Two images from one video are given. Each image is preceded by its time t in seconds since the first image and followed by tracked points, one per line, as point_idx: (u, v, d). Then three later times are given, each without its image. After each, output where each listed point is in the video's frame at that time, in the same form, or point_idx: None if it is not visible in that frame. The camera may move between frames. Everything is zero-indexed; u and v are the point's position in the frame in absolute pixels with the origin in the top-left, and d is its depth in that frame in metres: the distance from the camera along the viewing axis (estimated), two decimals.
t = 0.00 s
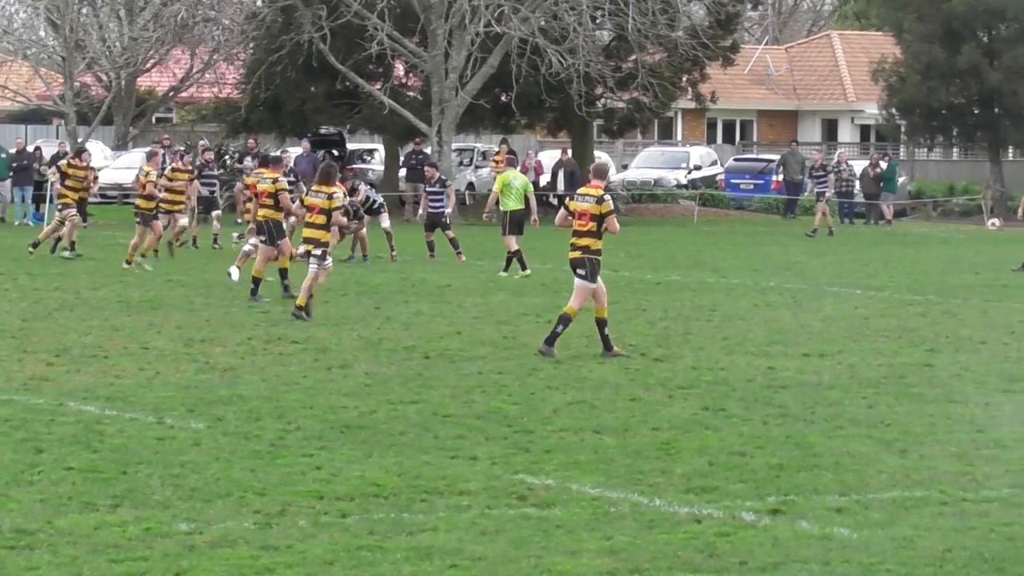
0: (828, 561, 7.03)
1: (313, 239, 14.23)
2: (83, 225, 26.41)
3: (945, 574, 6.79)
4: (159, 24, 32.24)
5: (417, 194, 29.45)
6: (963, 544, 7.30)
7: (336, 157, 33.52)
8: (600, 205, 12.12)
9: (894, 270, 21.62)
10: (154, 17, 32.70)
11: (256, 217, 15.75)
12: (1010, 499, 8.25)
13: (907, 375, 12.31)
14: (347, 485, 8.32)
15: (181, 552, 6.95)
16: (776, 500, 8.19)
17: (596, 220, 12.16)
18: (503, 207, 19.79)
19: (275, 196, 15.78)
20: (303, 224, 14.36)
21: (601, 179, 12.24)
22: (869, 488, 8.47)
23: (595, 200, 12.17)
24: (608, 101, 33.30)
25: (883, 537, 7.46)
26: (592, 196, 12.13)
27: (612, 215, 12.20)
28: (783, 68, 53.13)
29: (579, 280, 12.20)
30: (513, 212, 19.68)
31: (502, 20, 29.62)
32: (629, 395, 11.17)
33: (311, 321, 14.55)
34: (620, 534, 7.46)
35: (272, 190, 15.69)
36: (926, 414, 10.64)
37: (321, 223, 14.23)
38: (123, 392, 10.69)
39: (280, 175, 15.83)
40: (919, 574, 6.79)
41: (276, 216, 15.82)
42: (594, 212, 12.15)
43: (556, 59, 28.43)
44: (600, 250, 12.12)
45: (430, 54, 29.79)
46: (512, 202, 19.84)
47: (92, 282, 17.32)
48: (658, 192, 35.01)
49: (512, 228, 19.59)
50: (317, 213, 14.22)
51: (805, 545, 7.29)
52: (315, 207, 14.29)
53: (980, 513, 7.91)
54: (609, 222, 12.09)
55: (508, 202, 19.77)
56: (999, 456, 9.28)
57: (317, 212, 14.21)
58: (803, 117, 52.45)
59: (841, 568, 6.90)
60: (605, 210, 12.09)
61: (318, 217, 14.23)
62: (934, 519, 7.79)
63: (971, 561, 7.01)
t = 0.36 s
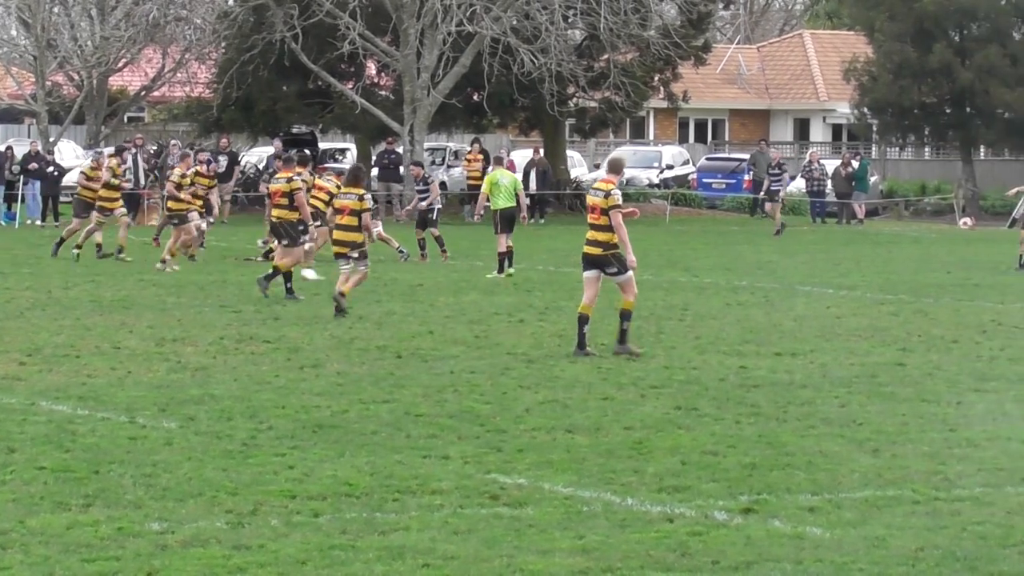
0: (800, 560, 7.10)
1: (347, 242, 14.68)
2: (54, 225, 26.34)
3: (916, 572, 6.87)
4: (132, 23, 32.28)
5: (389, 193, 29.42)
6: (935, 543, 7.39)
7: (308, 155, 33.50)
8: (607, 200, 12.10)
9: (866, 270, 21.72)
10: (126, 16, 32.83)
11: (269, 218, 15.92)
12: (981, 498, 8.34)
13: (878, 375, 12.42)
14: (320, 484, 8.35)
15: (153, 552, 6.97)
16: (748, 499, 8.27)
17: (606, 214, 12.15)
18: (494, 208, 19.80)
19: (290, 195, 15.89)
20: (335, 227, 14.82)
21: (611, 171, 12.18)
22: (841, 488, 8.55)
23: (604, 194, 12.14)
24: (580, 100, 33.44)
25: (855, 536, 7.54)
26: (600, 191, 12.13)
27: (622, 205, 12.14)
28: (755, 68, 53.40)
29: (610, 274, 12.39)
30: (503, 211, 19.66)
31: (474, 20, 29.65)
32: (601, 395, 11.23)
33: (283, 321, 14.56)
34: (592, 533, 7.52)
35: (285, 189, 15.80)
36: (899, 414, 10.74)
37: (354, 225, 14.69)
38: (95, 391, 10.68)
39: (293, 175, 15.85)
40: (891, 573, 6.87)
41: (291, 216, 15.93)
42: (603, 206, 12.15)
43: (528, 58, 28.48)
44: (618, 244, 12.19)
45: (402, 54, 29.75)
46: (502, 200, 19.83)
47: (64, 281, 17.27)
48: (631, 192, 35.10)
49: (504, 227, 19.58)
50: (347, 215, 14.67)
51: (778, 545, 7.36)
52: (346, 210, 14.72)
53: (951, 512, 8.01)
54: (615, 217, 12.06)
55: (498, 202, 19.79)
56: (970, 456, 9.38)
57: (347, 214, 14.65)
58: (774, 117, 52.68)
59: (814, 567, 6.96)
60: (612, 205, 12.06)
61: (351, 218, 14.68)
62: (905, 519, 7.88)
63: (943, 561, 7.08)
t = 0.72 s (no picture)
0: (789, 560, 7.12)
1: (390, 242, 14.66)
2: (42, 224, 26.30)
3: (906, 572, 6.90)
4: (119, 23, 32.20)
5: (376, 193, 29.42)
6: (925, 543, 7.42)
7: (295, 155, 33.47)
8: (644, 205, 12.24)
9: (854, 270, 21.77)
10: (113, 16, 32.60)
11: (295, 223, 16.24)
12: (970, 498, 8.38)
13: (866, 374, 12.46)
14: (308, 484, 8.35)
15: (141, 552, 6.98)
16: (737, 499, 8.30)
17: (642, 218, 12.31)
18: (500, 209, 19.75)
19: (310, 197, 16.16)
20: (377, 228, 14.77)
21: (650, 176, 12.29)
22: (829, 488, 8.59)
23: (642, 198, 12.30)
24: (568, 100, 33.49)
25: (843, 536, 7.57)
26: (638, 196, 12.28)
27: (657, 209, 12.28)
28: (742, 68, 53.50)
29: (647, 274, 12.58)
30: (506, 215, 19.59)
31: (461, 19, 29.65)
32: (590, 395, 11.25)
33: (270, 321, 14.54)
34: (580, 533, 7.54)
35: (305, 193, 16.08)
36: (887, 413, 10.77)
37: (394, 224, 14.63)
38: (83, 391, 10.67)
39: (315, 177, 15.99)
40: (879, 573, 6.90)
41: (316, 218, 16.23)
42: (640, 210, 12.31)
43: (516, 58, 28.51)
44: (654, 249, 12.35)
45: (389, 53, 29.68)
46: (508, 203, 19.70)
47: (52, 281, 17.25)
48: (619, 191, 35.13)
49: (507, 231, 19.62)
50: (386, 215, 14.61)
51: (767, 545, 7.39)
52: (385, 210, 14.66)
53: (941, 512, 8.04)
54: (650, 221, 12.21)
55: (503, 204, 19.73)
56: (959, 456, 9.42)
57: (385, 215, 14.59)
58: (762, 117, 52.77)
59: (802, 567, 6.99)
60: (648, 209, 12.21)
61: (389, 219, 14.63)
62: (894, 519, 7.92)
63: (932, 560, 7.12)
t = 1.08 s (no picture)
0: (787, 561, 7.13)
1: (427, 243, 14.72)
2: (39, 226, 26.32)
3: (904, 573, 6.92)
4: (116, 24, 32.49)
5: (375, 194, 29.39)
6: (922, 544, 7.43)
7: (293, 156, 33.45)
8: (694, 207, 12.47)
9: (852, 271, 21.80)
10: (111, 18, 33.03)
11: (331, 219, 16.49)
12: (968, 499, 8.40)
13: (865, 375, 12.48)
14: (307, 486, 8.35)
15: (140, 553, 6.98)
16: (735, 500, 8.31)
17: (692, 221, 12.46)
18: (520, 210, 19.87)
19: (349, 195, 16.47)
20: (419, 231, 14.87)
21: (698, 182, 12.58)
22: (827, 488, 8.60)
23: (691, 201, 12.52)
24: (565, 101, 33.49)
25: (841, 537, 7.58)
26: (687, 198, 12.51)
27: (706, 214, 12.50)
28: (740, 69, 53.56)
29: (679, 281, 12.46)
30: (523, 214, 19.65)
31: (459, 21, 29.64)
32: (588, 395, 11.27)
33: (269, 322, 14.54)
34: (579, 534, 7.55)
35: (343, 190, 16.45)
36: (885, 414, 10.80)
37: (435, 227, 14.72)
38: (81, 392, 10.68)
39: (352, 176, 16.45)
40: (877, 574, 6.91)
41: (351, 218, 16.39)
42: (689, 213, 12.49)
43: (514, 59, 28.52)
44: (699, 249, 12.41)
45: (387, 55, 29.71)
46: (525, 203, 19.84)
47: (51, 282, 17.24)
48: (616, 193, 35.14)
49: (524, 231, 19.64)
50: (429, 218, 14.71)
51: (765, 546, 7.40)
52: (427, 213, 14.76)
53: (938, 513, 8.05)
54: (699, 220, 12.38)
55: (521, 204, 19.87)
56: (957, 456, 9.44)
57: (427, 217, 14.70)
58: (760, 118, 52.83)
59: (800, 568, 7.01)
60: (698, 210, 12.44)
61: (431, 222, 14.73)
62: (893, 520, 7.93)
63: (931, 561, 7.13)
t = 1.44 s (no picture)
0: (821, 561, 7.05)
1: (507, 240, 14.92)
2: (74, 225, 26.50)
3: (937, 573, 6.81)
4: (150, 23, 32.59)
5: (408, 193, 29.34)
6: (956, 544, 7.33)
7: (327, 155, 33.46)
8: (768, 202, 12.65)
9: (886, 270, 21.59)
10: (144, 17, 32.97)
11: (404, 221, 16.28)
12: (1003, 499, 8.28)
13: (898, 375, 12.35)
14: (340, 485, 8.32)
15: (173, 552, 6.97)
16: (769, 499, 8.22)
17: (767, 216, 12.69)
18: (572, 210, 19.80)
19: (423, 198, 16.15)
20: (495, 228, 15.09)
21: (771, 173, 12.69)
22: (861, 488, 8.51)
23: (765, 196, 12.71)
24: (599, 100, 33.38)
25: (876, 537, 7.48)
26: (762, 193, 12.68)
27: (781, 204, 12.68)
28: (774, 67, 53.29)
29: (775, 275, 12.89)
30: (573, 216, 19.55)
31: (492, 20, 29.60)
32: (621, 395, 11.21)
33: (303, 321, 14.53)
34: (612, 534, 7.48)
35: (418, 193, 16.11)
36: (919, 414, 10.66)
37: (512, 223, 14.91)
38: (115, 391, 10.69)
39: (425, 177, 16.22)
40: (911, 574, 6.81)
41: (425, 219, 16.22)
42: (764, 208, 12.71)
43: (547, 58, 28.45)
44: (779, 244, 12.71)
45: (420, 54, 29.70)
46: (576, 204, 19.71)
47: (85, 282, 17.31)
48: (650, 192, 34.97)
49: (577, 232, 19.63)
50: (503, 214, 14.92)
51: (799, 545, 7.31)
52: (503, 210, 14.99)
53: (973, 513, 7.94)
54: (776, 217, 12.60)
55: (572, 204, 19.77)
56: (992, 456, 9.31)
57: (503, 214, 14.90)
58: (793, 117, 52.52)
59: (834, 568, 6.92)
60: (773, 206, 12.62)
61: (506, 219, 14.93)
62: (926, 519, 7.83)
63: (965, 561, 7.03)
